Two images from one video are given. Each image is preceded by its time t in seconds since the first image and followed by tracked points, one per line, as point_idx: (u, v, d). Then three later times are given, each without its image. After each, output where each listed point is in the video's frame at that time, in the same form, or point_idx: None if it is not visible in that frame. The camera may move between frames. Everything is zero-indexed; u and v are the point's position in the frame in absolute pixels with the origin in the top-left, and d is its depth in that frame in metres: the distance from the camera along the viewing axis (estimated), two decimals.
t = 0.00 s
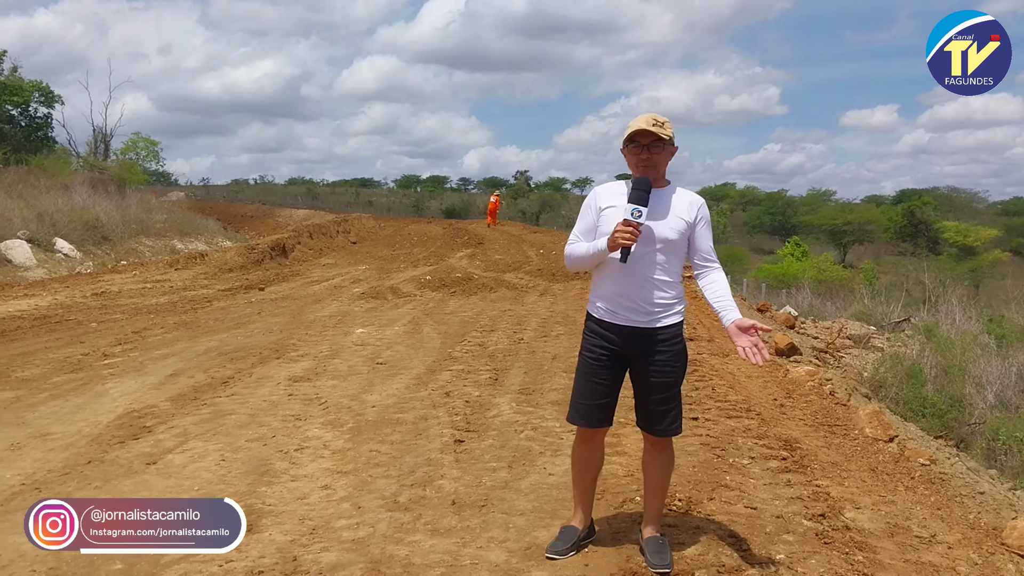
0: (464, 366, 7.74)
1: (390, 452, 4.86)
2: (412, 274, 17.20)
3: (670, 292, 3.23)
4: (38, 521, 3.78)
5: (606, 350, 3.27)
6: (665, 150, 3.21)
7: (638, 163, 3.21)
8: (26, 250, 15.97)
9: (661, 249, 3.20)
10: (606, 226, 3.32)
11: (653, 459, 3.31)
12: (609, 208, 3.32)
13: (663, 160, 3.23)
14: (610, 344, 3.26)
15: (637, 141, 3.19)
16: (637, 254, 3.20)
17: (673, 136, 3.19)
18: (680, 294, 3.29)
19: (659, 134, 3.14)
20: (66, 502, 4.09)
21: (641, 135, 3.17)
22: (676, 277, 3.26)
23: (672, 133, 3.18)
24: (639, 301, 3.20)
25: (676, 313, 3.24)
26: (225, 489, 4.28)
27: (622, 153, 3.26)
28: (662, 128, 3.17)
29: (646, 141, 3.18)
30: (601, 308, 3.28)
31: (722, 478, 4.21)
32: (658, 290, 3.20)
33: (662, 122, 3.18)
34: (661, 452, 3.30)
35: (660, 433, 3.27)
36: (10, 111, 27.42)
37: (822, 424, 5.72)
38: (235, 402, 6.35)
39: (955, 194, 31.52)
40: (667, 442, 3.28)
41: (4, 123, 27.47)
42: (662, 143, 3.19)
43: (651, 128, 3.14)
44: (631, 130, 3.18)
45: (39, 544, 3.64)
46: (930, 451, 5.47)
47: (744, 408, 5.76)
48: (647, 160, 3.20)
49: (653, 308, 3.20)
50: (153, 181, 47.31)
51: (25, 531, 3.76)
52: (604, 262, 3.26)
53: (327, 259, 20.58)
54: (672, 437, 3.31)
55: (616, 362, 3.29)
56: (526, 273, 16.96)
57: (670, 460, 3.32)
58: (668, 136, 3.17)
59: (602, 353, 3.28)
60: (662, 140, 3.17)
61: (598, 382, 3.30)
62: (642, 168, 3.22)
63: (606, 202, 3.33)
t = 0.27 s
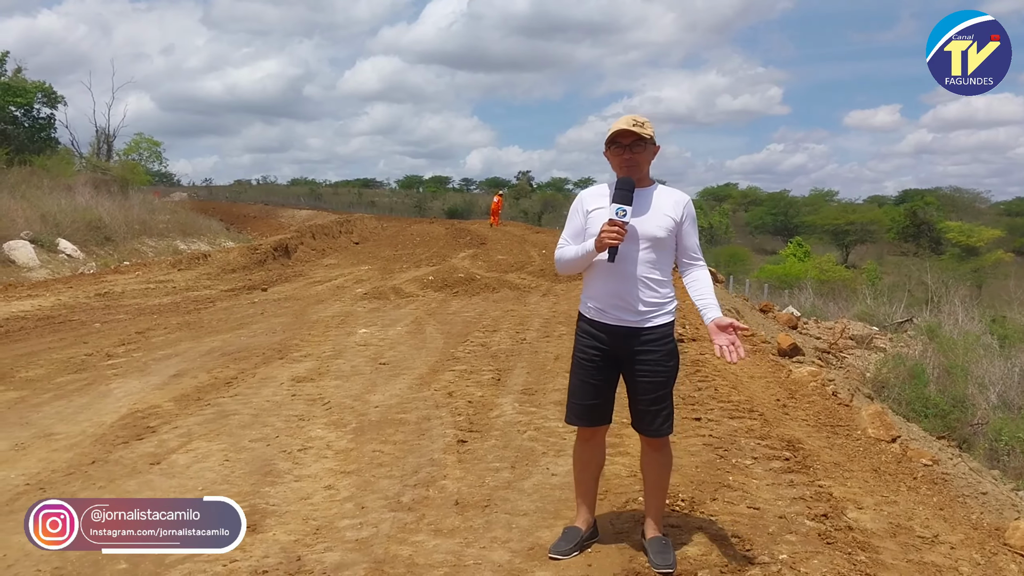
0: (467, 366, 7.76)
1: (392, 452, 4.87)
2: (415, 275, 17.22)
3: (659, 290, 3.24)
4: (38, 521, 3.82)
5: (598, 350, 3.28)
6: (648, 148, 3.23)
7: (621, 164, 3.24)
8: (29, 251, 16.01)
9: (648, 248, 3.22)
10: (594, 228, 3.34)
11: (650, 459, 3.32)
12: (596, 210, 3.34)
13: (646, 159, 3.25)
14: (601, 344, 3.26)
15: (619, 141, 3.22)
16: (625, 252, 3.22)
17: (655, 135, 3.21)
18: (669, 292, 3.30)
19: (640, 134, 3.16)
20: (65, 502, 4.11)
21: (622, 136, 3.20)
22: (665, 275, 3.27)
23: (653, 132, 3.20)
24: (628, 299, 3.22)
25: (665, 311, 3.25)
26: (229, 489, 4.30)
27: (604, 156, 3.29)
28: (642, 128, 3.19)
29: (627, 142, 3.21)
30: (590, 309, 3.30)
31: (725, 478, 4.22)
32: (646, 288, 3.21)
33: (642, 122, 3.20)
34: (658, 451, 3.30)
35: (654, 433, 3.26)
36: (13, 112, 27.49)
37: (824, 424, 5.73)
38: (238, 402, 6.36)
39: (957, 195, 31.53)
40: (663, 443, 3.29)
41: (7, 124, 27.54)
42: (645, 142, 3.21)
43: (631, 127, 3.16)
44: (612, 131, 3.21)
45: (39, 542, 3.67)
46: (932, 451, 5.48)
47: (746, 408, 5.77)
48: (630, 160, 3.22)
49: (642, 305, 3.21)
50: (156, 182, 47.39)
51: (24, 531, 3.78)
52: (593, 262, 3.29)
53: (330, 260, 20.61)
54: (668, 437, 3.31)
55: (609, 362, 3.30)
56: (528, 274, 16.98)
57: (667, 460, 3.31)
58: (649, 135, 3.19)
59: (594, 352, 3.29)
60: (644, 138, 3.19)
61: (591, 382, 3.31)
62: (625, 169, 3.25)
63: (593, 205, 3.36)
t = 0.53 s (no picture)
0: (471, 366, 7.77)
1: (397, 452, 4.88)
2: (419, 274, 17.23)
3: (649, 287, 3.25)
4: (37, 521, 3.80)
5: (591, 348, 3.32)
6: (633, 148, 3.26)
7: (606, 165, 3.28)
8: (34, 250, 16.07)
9: (637, 246, 3.24)
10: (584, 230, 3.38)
11: (647, 458, 3.33)
12: (585, 212, 3.39)
13: (632, 158, 3.28)
14: (593, 342, 3.30)
15: (603, 143, 3.26)
16: (613, 252, 3.26)
17: (638, 134, 3.24)
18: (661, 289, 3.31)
19: (622, 134, 3.20)
20: (67, 501, 4.10)
21: (606, 137, 3.24)
22: (655, 272, 3.28)
23: (636, 132, 3.23)
24: (618, 298, 3.25)
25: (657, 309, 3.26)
26: (234, 488, 4.30)
27: (590, 158, 3.33)
28: (625, 128, 3.22)
29: (611, 143, 3.24)
30: (583, 309, 3.34)
31: (729, 479, 4.22)
32: (635, 286, 3.24)
33: (625, 123, 3.24)
34: (655, 450, 3.30)
35: (648, 432, 3.27)
36: (18, 112, 27.59)
37: (828, 424, 5.73)
38: (243, 401, 6.37)
39: (962, 196, 31.48)
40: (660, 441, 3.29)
41: (12, 124, 27.64)
42: (628, 142, 3.24)
43: (613, 129, 3.21)
44: (595, 133, 3.25)
45: (38, 543, 3.66)
46: (936, 452, 5.48)
47: (750, 408, 5.77)
48: (615, 161, 3.26)
49: (633, 304, 3.24)
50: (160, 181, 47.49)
51: (25, 530, 3.77)
52: (584, 264, 3.33)
53: (334, 260, 20.63)
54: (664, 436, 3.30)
55: (602, 360, 3.33)
56: (532, 274, 16.98)
57: (663, 459, 3.31)
58: (632, 134, 3.22)
59: (587, 350, 3.33)
60: (627, 139, 3.22)
61: (585, 380, 3.35)
62: (611, 169, 3.28)
63: (582, 207, 3.41)
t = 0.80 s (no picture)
0: (475, 366, 7.78)
1: (403, 450, 4.89)
2: (424, 274, 17.24)
3: (635, 286, 3.26)
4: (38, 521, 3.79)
5: (582, 347, 3.34)
6: (623, 150, 3.31)
7: (597, 166, 3.32)
8: (40, 248, 16.13)
9: (624, 245, 3.26)
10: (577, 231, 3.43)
11: (645, 456, 3.33)
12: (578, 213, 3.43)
13: (623, 159, 3.31)
14: (585, 341, 3.33)
15: (594, 145, 3.31)
16: (600, 251, 3.29)
17: (628, 136, 3.28)
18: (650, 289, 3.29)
19: (610, 135, 3.25)
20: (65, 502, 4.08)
21: (596, 139, 3.29)
22: (643, 271, 3.28)
23: (627, 133, 3.28)
24: (605, 297, 3.28)
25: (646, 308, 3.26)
26: (240, 485, 4.32)
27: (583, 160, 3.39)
28: (616, 130, 3.28)
29: (601, 144, 3.30)
30: (574, 308, 3.39)
31: (735, 479, 4.22)
32: (620, 285, 3.26)
33: (616, 125, 3.29)
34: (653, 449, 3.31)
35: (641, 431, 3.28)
36: (25, 110, 27.69)
37: (834, 426, 5.73)
38: (249, 399, 6.39)
39: (968, 198, 31.42)
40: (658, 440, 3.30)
41: (19, 122, 27.75)
42: (618, 143, 3.29)
43: (603, 131, 3.27)
44: (586, 135, 3.32)
45: (38, 543, 3.65)
46: (942, 454, 5.47)
47: (755, 409, 5.77)
48: (605, 162, 3.31)
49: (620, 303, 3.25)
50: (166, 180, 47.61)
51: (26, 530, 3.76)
52: (575, 264, 3.38)
53: (339, 259, 20.66)
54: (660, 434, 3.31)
55: (595, 359, 3.35)
56: (537, 274, 16.99)
57: (658, 457, 3.32)
58: (622, 136, 3.27)
59: (580, 349, 3.36)
60: (616, 140, 3.27)
61: (579, 379, 3.38)
62: (601, 170, 3.33)
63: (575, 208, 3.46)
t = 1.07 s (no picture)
0: (482, 364, 7.80)
1: (410, 448, 4.91)
2: (430, 273, 17.27)
3: (630, 286, 3.26)
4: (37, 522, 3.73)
5: (580, 345, 3.35)
6: (623, 150, 3.30)
7: (595, 166, 3.32)
8: (48, 245, 16.21)
9: (620, 245, 3.27)
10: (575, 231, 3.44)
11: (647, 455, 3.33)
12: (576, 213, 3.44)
13: (622, 159, 3.31)
14: (582, 339, 3.33)
15: (593, 145, 3.31)
16: (596, 251, 3.31)
17: (628, 137, 3.27)
18: (646, 289, 3.30)
19: (608, 136, 3.24)
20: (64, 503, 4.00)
21: (595, 139, 3.29)
22: (639, 271, 3.28)
23: (626, 134, 3.27)
24: (600, 297, 3.29)
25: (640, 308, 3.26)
26: (248, 482, 4.34)
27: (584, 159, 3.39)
28: (615, 131, 3.26)
29: (600, 144, 3.29)
30: (570, 307, 3.41)
31: (741, 479, 4.22)
32: (615, 285, 3.27)
33: (616, 125, 3.28)
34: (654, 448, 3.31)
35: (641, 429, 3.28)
36: (34, 107, 27.83)
37: (841, 427, 5.72)
38: (256, 396, 6.42)
39: (976, 200, 31.33)
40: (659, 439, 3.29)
41: (29, 119, 27.88)
42: (618, 144, 3.28)
43: (602, 131, 3.26)
44: (586, 135, 3.32)
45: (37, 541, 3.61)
46: (949, 456, 5.46)
47: (762, 410, 5.77)
48: (603, 162, 3.30)
49: (614, 302, 3.26)
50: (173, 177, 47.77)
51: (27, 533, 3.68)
52: (572, 263, 3.40)
53: (346, 257, 20.71)
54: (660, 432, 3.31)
55: (592, 357, 3.36)
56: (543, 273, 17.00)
57: (659, 456, 3.32)
58: (621, 137, 3.26)
59: (578, 347, 3.36)
60: (615, 141, 3.26)
61: (579, 376, 3.39)
62: (599, 171, 3.33)
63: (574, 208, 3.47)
